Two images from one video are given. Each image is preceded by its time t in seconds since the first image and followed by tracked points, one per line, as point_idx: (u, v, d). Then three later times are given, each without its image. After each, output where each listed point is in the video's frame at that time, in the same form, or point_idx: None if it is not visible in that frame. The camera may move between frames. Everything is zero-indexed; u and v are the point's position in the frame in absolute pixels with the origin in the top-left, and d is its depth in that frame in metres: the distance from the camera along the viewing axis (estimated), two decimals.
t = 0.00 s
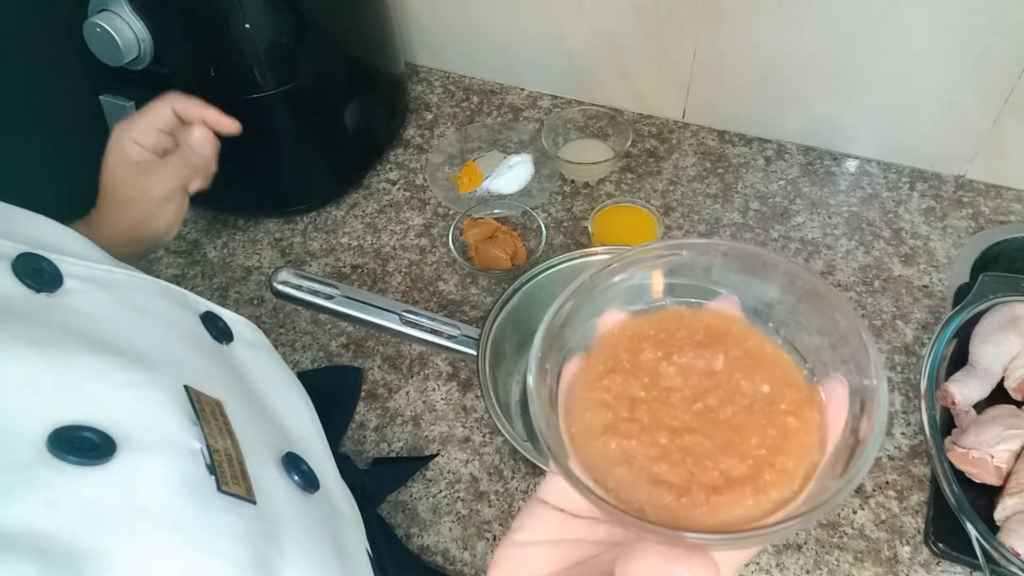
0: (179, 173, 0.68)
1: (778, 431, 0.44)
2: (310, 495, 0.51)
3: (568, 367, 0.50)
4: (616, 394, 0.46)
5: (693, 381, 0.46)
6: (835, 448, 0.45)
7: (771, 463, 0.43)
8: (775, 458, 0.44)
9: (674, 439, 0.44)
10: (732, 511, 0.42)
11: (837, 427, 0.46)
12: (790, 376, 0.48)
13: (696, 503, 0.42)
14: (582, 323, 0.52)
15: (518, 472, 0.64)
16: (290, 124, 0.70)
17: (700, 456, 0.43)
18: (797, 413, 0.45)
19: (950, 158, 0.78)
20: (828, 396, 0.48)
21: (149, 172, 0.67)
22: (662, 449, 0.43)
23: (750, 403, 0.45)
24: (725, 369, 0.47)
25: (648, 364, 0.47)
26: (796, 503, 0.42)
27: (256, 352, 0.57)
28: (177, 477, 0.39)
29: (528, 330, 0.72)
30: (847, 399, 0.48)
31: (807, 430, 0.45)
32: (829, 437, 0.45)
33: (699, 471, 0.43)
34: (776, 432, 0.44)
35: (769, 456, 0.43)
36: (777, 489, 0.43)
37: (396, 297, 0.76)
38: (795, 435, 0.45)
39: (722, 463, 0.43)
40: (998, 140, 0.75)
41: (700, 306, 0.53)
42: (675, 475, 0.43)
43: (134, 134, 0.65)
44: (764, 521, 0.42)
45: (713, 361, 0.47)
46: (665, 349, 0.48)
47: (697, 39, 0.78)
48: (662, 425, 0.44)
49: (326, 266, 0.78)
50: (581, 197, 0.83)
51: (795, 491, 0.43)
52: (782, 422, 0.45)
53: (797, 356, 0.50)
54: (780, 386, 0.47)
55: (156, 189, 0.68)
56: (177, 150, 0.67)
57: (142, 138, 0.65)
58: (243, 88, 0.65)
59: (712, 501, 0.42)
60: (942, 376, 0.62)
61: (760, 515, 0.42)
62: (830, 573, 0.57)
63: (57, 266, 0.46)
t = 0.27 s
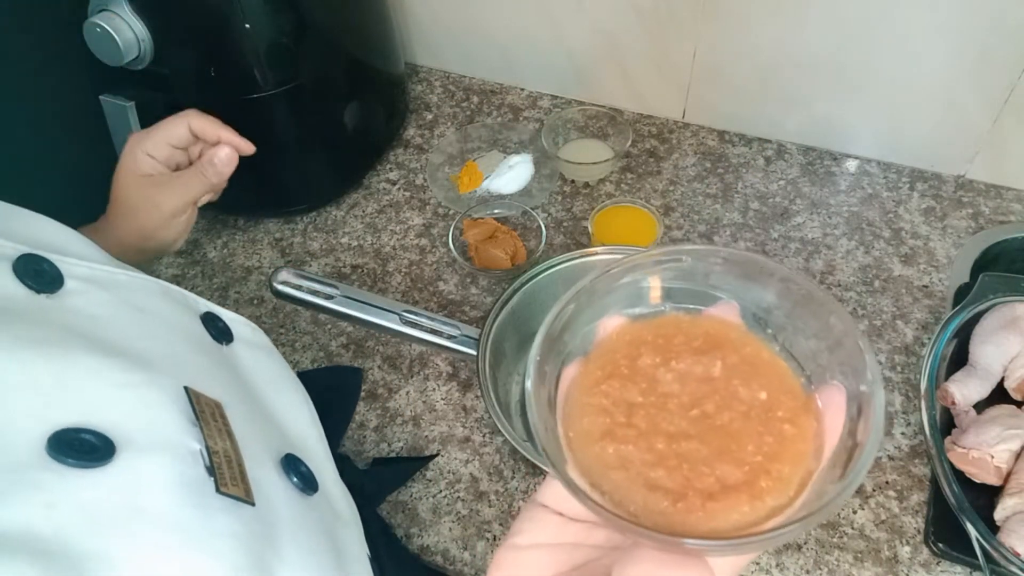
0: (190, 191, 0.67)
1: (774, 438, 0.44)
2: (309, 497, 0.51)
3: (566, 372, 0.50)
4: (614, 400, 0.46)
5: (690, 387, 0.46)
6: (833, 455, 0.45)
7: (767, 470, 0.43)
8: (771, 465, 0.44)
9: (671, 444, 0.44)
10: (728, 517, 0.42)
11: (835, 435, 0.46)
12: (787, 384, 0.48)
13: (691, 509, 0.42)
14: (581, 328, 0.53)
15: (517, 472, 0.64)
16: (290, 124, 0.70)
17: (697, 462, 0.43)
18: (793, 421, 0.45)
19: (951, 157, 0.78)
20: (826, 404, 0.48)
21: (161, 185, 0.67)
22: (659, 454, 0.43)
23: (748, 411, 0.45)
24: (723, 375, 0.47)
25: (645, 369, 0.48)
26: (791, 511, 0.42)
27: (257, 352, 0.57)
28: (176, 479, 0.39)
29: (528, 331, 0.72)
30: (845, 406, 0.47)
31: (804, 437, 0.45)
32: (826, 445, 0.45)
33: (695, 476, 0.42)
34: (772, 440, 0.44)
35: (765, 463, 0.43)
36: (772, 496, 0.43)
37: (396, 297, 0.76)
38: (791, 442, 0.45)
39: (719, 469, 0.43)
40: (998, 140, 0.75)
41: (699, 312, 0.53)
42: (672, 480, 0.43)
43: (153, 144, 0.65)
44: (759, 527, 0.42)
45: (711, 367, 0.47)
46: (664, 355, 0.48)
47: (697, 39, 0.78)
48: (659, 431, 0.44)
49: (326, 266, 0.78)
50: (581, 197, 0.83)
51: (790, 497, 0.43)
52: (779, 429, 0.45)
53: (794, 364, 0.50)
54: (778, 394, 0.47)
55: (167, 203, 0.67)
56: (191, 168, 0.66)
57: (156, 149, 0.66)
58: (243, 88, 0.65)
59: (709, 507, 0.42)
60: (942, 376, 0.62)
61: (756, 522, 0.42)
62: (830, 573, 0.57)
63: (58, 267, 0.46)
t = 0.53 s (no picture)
0: (209, 201, 0.68)
1: (777, 448, 0.44)
2: (308, 497, 0.51)
3: (569, 378, 0.49)
4: (616, 407, 0.47)
5: (691, 395, 0.46)
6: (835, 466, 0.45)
7: (769, 480, 0.43)
8: (773, 475, 0.43)
9: (672, 453, 0.44)
10: (729, 527, 0.42)
11: (836, 445, 0.46)
12: (791, 394, 0.48)
13: (692, 519, 0.42)
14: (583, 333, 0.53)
15: (518, 472, 0.64)
16: (290, 124, 0.70)
17: (698, 471, 0.43)
18: (796, 432, 0.45)
19: (951, 157, 0.78)
20: (828, 414, 0.48)
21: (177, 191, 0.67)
22: (660, 463, 0.43)
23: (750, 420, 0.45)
24: (725, 385, 0.47)
25: (648, 377, 0.48)
26: (793, 522, 0.42)
27: (257, 352, 0.57)
28: (175, 479, 0.39)
29: (528, 332, 0.72)
30: (849, 416, 0.47)
31: (807, 450, 0.45)
32: (829, 455, 0.45)
33: (697, 485, 0.43)
34: (774, 450, 0.44)
35: (767, 474, 0.43)
36: (775, 507, 0.43)
37: (396, 297, 0.76)
38: (795, 454, 0.44)
39: (720, 479, 0.43)
40: (998, 140, 0.75)
41: (704, 321, 0.53)
42: (673, 489, 0.43)
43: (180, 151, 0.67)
44: (761, 538, 0.42)
45: (713, 378, 0.47)
46: (667, 364, 0.48)
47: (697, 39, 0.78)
48: (661, 439, 0.44)
49: (326, 266, 0.78)
50: (581, 197, 0.83)
51: (793, 510, 0.43)
52: (782, 441, 0.45)
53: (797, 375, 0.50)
54: (781, 404, 0.47)
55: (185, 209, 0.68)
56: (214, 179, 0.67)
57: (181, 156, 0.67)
58: (243, 88, 0.65)
59: (710, 517, 0.42)
60: (942, 376, 0.62)
61: (757, 533, 0.42)
62: (830, 573, 0.57)
63: (61, 265, 0.46)
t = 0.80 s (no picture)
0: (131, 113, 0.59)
1: (791, 440, 0.44)
2: (310, 484, 0.51)
3: (578, 371, 0.50)
4: (625, 398, 0.46)
5: (704, 386, 0.46)
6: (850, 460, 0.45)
7: (783, 472, 0.43)
8: (787, 467, 0.43)
9: (684, 444, 0.43)
10: (742, 519, 0.41)
11: (852, 439, 0.45)
12: (805, 385, 0.47)
13: (703, 511, 0.42)
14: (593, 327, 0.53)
15: (518, 472, 0.64)
16: (289, 124, 0.70)
17: (710, 462, 0.43)
18: (811, 423, 0.45)
19: (951, 157, 0.78)
20: (843, 406, 0.47)
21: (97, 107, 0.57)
22: (672, 454, 0.43)
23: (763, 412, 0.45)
24: (738, 376, 0.46)
25: (658, 368, 0.47)
26: (808, 514, 0.42)
27: (255, 347, 0.57)
28: (176, 463, 0.40)
29: (527, 329, 0.72)
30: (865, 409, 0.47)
31: (821, 442, 0.44)
32: (844, 448, 0.45)
33: (708, 477, 0.42)
34: (788, 442, 0.44)
35: (780, 466, 0.43)
36: (789, 499, 0.42)
37: (396, 297, 0.76)
38: (808, 446, 0.44)
39: (732, 471, 0.42)
40: (998, 140, 0.75)
41: (717, 313, 0.53)
42: (684, 481, 0.42)
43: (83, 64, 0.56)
44: (773, 530, 0.41)
45: (725, 370, 0.47)
46: (676, 354, 0.48)
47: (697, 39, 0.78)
48: (672, 430, 0.44)
49: (326, 266, 0.78)
50: (581, 197, 0.83)
51: (806, 502, 0.43)
52: (797, 432, 0.44)
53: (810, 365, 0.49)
54: (796, 396, 0.46)
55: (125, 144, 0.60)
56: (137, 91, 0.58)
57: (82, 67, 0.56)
58: (242, 89, 0.65)
59: (721, 510, 0.42)
60: (942, 376, 0.62)
61: (770, 526, 0.42)
62: (830, 573, 0.57)
63: (58, 254, 0.45)
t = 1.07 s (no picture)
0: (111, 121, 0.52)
1: (789, 449, 0.44)
2: (311, 490, 0.51)
3: (575, 375, 0.50)
4: (623, 404, 0.46)
5: (703, 393, 0.46)
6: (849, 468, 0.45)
7: (779, 482, 0.43)
8: (784, 476, 0.43)
9: (681, 452, 0.44)
10: (738, 528, 0.42)
11: (852, 446, 0.45)
12: (804, 393, 0.47)
13: (700, 519, 0.42)
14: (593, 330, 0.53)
15: (518, 472, 0.64)
16: (290, 124, 0.70)
17: (706, 471, 0.43)
18: (809, 432, 0.45)
19: (951, 157, 0.78)
20: (841, 413, 0.47)
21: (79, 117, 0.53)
22: (669, 461, 0.43)
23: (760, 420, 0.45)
24: (736, 383, 0.47)
25: (657, 374, 0.47)
26: (804, 524, 0.42)
27: (256, 349, 0.57)
28: (176, 466, 0.40)
29: (527, 329, 0.72)
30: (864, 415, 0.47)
31: (819, 451, 0.45)
32: (843, 457, 0.45)
33: (705, 485, 0.43)
34: (786, 451, 0.44)
35: (777, 475, 0.43)
36: (785, 509, 0.43)
37: (396, 297, 0.76)
38: (806, 455, 0.44)
39: (729, 480, 0.43)
40: (998, 140, 0.75)
41: (716, 318, 0.53)
42: (680, 489, 0.43)
43: (59, 69, 0.51)
44: (770, 540, 0.41)
45: (723, 376, 0.47)
46: (675, 360, 0.48)
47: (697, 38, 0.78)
48: (669, 437, 0.44)
49: (326, 266, 0.78)
50: (581, 197, 0.83)
51: (803, 512, 0.43)
52: (795, 442, 0.44)
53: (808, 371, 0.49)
54: (794, 403, 0.46)
55: (113, 143, 0.57)
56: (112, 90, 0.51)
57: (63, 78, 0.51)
58: (242, 89, 0.65)
59: (717, 518, 0.42)
60: (942, 376, 0.62)
61: (767, 535, 0.42)
62: (830, 573, 0.57)
63: (61, 255, 0.45)
